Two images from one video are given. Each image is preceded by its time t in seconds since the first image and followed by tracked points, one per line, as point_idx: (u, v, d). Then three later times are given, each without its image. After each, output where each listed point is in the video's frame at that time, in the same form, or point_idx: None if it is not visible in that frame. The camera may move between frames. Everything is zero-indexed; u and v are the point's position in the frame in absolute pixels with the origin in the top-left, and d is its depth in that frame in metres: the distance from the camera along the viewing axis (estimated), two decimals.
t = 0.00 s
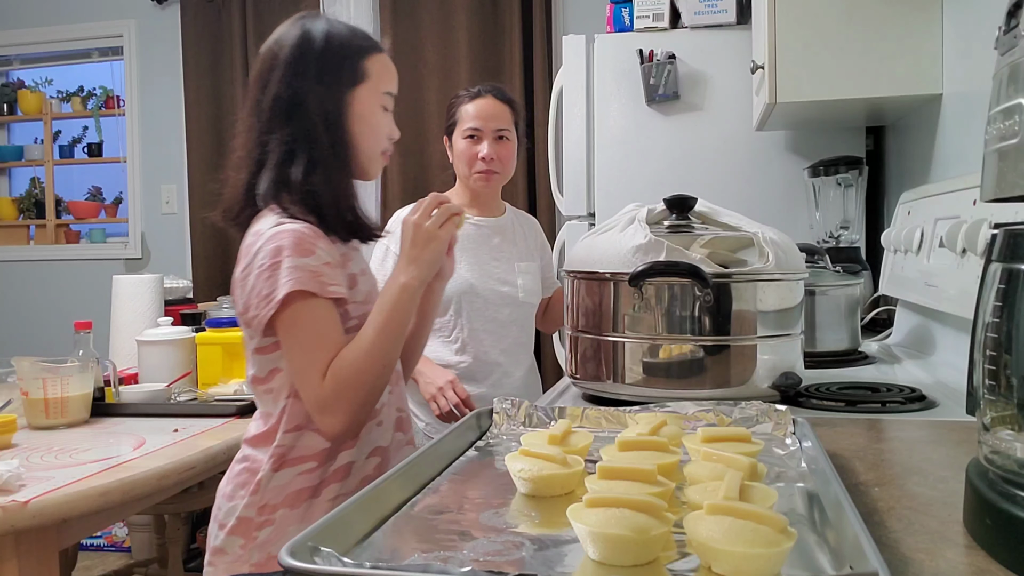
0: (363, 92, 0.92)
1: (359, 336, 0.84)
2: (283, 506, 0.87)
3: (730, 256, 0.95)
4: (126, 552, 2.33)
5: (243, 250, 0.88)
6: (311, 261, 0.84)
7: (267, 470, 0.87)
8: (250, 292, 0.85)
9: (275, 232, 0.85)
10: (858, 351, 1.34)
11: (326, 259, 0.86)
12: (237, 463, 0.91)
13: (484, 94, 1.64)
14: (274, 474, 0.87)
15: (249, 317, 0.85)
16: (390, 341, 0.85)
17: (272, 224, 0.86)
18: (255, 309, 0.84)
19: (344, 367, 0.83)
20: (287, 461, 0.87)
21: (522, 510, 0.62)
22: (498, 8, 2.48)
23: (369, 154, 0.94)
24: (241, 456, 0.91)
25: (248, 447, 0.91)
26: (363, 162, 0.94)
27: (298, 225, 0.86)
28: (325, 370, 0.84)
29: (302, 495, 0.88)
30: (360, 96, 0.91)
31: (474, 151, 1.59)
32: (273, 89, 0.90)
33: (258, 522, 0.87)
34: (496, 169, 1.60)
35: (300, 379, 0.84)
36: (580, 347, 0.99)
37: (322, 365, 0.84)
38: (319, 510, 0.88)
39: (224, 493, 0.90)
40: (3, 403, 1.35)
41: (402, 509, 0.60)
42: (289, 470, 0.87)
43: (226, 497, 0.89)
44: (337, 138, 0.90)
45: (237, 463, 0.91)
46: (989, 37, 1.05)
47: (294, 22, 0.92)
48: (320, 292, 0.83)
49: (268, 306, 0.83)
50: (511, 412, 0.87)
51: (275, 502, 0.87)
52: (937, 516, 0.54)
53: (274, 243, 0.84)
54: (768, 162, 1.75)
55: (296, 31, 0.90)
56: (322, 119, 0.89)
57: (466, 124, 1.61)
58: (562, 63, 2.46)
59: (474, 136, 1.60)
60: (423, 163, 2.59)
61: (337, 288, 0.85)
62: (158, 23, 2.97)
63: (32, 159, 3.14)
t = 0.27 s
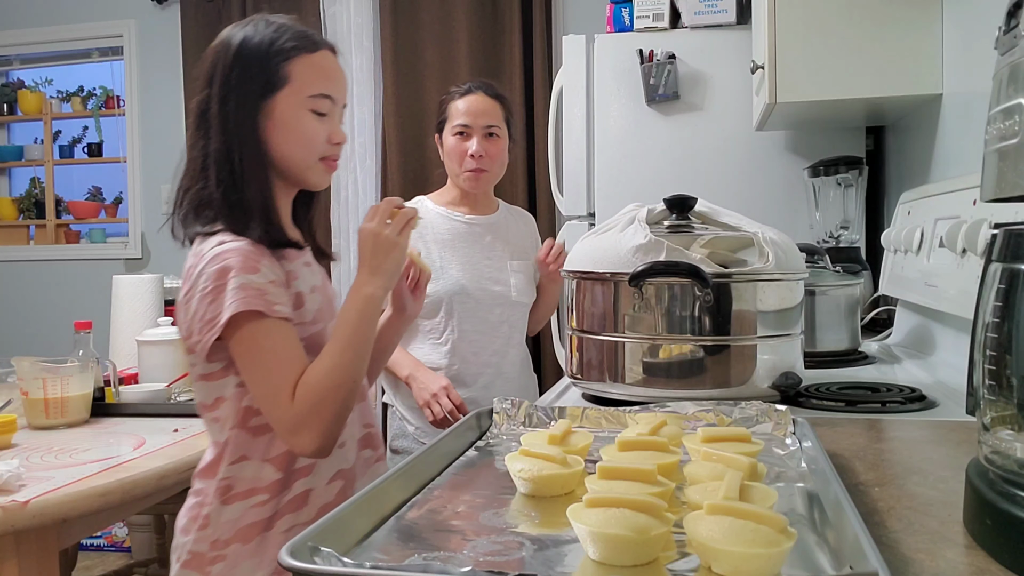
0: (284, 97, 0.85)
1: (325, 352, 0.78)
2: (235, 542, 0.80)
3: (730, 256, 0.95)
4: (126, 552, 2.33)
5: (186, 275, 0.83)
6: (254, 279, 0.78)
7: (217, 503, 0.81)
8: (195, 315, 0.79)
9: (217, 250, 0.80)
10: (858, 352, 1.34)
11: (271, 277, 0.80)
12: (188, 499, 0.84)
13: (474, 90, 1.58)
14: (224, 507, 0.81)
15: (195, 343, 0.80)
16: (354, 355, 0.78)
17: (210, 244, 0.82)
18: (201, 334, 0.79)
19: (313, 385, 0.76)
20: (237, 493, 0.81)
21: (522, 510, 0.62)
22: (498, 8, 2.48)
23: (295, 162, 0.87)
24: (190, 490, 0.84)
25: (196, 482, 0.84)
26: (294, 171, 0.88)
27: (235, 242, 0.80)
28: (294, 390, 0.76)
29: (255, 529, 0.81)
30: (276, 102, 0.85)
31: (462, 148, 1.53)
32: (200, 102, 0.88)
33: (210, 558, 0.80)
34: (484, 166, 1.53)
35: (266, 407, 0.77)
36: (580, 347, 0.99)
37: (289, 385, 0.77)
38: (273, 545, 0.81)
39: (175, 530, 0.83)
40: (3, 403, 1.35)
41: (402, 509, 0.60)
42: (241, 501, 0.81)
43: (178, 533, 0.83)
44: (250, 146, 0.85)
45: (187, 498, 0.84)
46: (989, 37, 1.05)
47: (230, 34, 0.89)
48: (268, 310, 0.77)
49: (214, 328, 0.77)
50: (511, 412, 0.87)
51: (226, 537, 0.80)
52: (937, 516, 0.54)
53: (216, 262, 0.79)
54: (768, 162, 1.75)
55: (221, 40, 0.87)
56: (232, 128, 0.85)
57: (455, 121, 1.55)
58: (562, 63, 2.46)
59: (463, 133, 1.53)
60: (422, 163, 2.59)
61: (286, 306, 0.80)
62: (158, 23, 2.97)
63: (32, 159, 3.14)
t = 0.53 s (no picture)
0: (241, 102, 0.83)
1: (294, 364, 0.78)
2: (192, 550, 0.79)
3: (730, 256, 0.95)
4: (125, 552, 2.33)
5: (139, 285, 0.81)
6: (211, 293, 0.77)
7: (171, 513, 0.79)
8: (148, 327, 0.77)
9: (170, 263, 0.78)
10: (858, 352, 1.34)
11: (229, 290, 0.79)
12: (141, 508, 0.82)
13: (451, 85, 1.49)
14: (178, 516, 0.79)
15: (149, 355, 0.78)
16: (322, 367, 0.78)
17: (163, 256, 0.80)
18: (155, 349, 0.77)
19: (284, 399, 0.75)
20: (192, 503, 0.80)
21: (522, 509, 0.62)
22: (498, 8, 2.48)
23: (255, 166, 0.86)
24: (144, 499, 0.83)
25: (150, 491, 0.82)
26: (255, 176, 0.87)
27: (192, 254, 0.79)
28: (263, 403, 0.76)
29: (211, 538, 0.80)
30: (234, 105, 0.83)
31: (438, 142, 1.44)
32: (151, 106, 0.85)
33: (166, 567, 0.79)
34: (461, 161, 1.43)
35: (236, 421, 0.76)
36: (580, 347, 0.99)
37: (258, 398, 0.76)
38: (230, 554, 0.80)
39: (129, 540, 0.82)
40: (3, 403, 1.35)
41: (402, 509, 0.60)
42: (197, 510, 0.80)
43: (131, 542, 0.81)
44: (207, 155, 0.83)
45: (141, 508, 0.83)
46: (989, 37, 1.05)
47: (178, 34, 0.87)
48: (228, 325, 0.76)
49: (169, 343, 0.76)
50: (511, 412, 0.87)
51: (182, 546, 0.79)
52: (936, 516, 0.54)
53: (170, 276, 0.77)
54: (769, 162, 1.75)
55: (171, 41, 0.85)
56: (187, 134, 0.82)
57: (431, 114, 1.46)
58: (562, 63, 2.46)
59: (439, 127, 1.44)
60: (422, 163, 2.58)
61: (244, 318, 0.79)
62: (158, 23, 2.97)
63: (32, 159, 3.14)
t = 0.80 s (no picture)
0: (208, 89, 0.82)
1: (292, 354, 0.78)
2: (183, 553, 0.78)
3: (730, 256, 0.95)
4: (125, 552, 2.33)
5: (120, 289, 0.79)
6: (196, 291, 0.76)
7: (161, 516, 0.78)
8: (131, 330, 0.76)
9: (152, 263, 0.77)
10: (858, 351, 1.34)
11: (212, 286, 0.78)
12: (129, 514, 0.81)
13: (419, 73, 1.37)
14: (168, 520, 0.78)
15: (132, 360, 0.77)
16: (321, 357, 0.80)
17: (144, 258, 0.78)
18: (138, 353, 0.75)
19: (287, 388, 0.76)
20: (182, 505, 0.79)
21: (522, 510, 0.62)
22: (498, 8, 2.48)
23: (234, 151, 0.84)
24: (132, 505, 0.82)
25: (138, 495, 0.81)
26: (236, 164, 0.85)
27: (173, 253, 0.78)
28: (265, 395, 0.76)
29: (201, 541, 0.79)
30: (200, 95, 0.82)
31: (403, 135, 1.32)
32: (106, 108, 0.83)
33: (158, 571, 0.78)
34: (430, 155, 1.31)
35: (237, 416, 0.76)
36: (580, 347, 0.99)
37: (259, 390, 0.75)
38: (220, 556, 0.79)
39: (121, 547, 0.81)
40: (3, 402, 1.35)
41: (403, 509, 0.60)
42: (187, 513, 0.79)
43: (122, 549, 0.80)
44: (176, 150, 0.81)
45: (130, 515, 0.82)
46: (989, 37, 1.05)
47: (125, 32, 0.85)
48: (217, 321, 0.75)
49: (152, 345, 0.74)
50: (511, 412, 0.87)
51: (174, 549, 0.78)
52: (936, 516, 0.54)
53: (152, 275, 0.76)
54: (768, 162, 1.75)
55: (118, 43, 0.82)
56: (157, 130, 0.80)
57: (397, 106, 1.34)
58: (562, 62, 2.46)
59: (405, 119, 1.33)
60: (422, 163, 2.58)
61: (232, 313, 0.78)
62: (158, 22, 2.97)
63: (32, 159, 3.14)
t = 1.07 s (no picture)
0: (178, 90, 0.82)
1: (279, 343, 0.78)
2: (166, 560, 0.76)
3: (730, 255, 0.94)
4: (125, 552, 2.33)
5: (94, 291, 0.78)
6: (173, 288, 0.75)
7: (142, 523, 0.77)
8: (108, 332, 0.75)
9: (125, 263, 0.75)
10: (858, 352, 1.34)
11: (189, 284, 0.77)
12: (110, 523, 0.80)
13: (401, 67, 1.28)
14: (149, 526, 0.77)
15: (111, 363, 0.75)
16: (307, 342, 0.80)
17: (117, 258, 0.76)
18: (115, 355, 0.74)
19: (276, 376, 0.76)
20: (162, 511, 0.77)
21: (522, 510, 0.62)
22: (498, 8, 2.48)
23: (208, 151, 0.84)
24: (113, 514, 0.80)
25: (117, 503, 0.80)
26: (211, 164, 0.85)
27: (148, 252, 0.77)
28: (255, 383, 0.75)
29: (183, 546, 0.77)
30: (172, 96, 0.82)
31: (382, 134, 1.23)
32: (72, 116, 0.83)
33: None
34: (408, 153, 1.23)
35: (225, 410, 0.75)
36: (580, 347, 0.99)
37: (248, 380, 0.75)
38: (204, 561, 0.77)
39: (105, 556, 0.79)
40: (3, 403, 1.35)
41: (403, 510, 0.60)
42: (168, 519, 0.77)
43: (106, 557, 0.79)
44: (146, 152, 0.80)
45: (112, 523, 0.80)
46: (990, 36, 1.05)
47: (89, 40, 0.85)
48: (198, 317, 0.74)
49: (129, 345, 0.73)
50: (511, 412, 0.87)
51: (157, 556, 0.76)
52: (937, 516, 0.54)
53: (126, 274, 0.74)
54: (769, 162, 1.75)
55: (83, 51, 0.82)
56: (127, 133, 0.80)
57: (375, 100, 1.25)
58: (562, 62, 2.46)
59: (383, 115, 1.24)
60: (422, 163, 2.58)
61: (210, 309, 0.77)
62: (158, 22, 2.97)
63: (32, 159, 3.14)
